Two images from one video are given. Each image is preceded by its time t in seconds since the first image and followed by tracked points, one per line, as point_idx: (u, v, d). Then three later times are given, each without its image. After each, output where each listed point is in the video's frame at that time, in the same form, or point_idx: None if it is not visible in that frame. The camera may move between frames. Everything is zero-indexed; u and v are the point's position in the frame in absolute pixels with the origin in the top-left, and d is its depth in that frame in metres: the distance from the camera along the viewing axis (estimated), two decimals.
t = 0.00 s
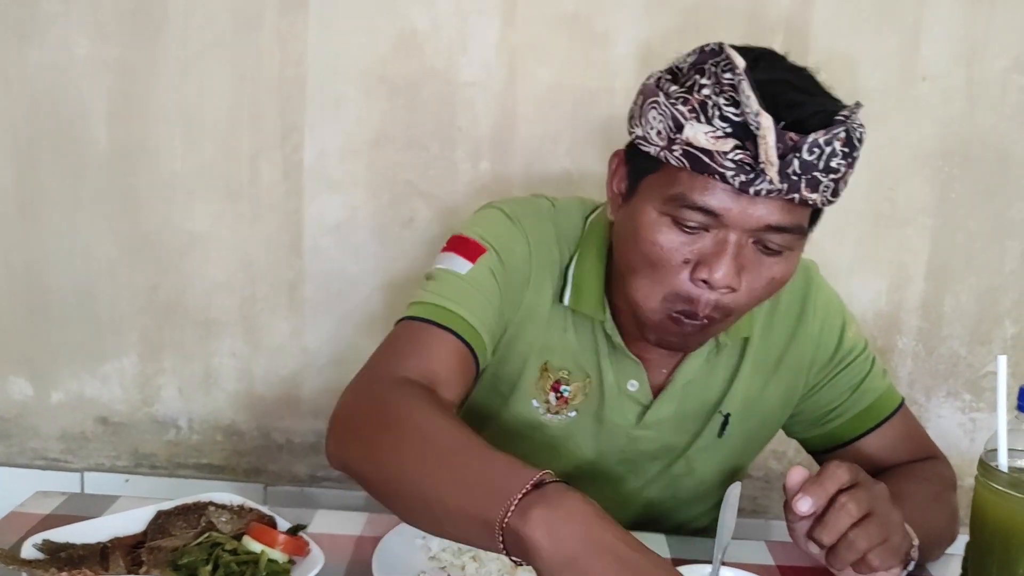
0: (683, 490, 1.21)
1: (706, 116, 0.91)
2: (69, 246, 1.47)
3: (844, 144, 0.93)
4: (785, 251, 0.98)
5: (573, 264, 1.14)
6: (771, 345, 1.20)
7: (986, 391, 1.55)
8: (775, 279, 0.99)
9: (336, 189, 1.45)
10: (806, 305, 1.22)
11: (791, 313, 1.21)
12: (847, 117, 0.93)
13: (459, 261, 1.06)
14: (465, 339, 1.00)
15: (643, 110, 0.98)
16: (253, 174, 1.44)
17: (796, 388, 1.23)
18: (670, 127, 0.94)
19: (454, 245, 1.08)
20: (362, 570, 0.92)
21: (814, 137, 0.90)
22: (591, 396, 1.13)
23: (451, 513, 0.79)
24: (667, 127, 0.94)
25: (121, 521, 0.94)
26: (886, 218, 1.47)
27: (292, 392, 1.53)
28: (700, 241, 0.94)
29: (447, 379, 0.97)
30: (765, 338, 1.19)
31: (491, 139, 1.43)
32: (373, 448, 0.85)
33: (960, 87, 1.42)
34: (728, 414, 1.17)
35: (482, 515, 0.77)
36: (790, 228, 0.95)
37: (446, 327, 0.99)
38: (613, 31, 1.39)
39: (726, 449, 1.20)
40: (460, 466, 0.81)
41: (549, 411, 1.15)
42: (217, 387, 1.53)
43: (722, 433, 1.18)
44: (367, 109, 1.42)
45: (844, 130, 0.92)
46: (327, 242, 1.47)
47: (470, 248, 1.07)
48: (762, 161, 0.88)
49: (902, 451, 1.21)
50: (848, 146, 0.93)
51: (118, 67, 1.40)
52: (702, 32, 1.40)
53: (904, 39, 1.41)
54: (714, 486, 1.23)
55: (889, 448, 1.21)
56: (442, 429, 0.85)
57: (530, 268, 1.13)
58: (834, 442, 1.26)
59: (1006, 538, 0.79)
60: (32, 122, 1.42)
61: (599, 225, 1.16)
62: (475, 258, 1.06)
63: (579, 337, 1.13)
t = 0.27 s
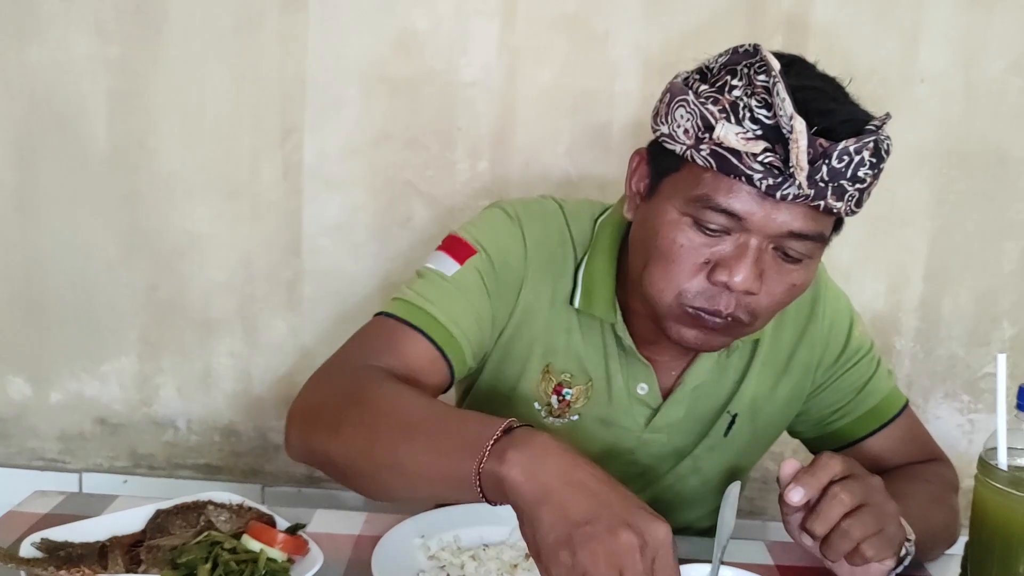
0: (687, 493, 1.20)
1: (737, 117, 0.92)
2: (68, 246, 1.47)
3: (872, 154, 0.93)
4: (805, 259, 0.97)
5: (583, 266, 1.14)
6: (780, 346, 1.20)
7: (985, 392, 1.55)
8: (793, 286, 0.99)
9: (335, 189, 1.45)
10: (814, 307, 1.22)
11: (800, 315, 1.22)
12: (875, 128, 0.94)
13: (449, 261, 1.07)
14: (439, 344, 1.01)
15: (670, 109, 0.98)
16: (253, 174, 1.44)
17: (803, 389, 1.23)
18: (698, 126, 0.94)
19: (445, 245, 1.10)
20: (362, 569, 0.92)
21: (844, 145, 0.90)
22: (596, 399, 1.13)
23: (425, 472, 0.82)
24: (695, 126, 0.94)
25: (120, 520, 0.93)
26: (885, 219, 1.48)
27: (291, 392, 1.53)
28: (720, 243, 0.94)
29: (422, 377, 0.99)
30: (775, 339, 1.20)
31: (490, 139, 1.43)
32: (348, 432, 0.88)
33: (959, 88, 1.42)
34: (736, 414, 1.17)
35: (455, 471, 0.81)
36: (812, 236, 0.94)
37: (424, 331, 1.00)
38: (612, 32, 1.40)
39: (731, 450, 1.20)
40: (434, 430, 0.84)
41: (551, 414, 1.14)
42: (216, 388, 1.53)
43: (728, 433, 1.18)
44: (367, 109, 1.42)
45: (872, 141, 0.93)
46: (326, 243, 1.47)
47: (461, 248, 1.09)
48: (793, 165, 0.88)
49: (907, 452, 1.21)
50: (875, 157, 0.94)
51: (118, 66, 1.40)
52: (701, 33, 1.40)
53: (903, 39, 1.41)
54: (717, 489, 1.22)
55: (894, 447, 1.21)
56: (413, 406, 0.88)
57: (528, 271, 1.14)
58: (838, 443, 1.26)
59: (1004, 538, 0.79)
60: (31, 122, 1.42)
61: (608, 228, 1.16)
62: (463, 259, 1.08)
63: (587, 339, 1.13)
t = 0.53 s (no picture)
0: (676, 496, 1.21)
1: (724, 124, 0.92)
2: (62, 250, 1.47)
3: (857, 161, 0.94)
4: (791, 263, 0.98)
5: (571, 269, 1.15)
6: (767, 348, 1.21)
7: (976, 395, 1.56)
8: (779, 290, 0.99)
9: (329, 193, 1.46)
10: (802, 309, 1.23)
11: (787, 317, 1.23)
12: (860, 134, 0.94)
13: (437, 270, 1.08)
14: (427, 359, 1.03)
15: (658, 116, 0.99)
16: (247, 178, 1.45)
17: (791, 392, 1.23)
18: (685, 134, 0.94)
19: (434, 254, 1.11)
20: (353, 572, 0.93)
21: (830, 151, 0.91)
22: (584, 401, 1.13)
23: (434, 484, 0.88)
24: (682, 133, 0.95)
25: (112, 524, 0.94)
26: (877, 222, 1.48)
27: (285, 395, 1.54)
28: (707, 248, 0.94)
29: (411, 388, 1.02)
30: (763, 341, 1.20)
31: (484, 144, 1.44)
32: (345, 443, 0.91)
33: (950, 92, 1.43)
34: (724, 416, 1.18)
35: (467, 482, 0.87)
36: (797, 240, 0.95)
37: (412, 344, 1.02)
38: (605, 36, 1.40)
39: (719, 452, 1.20)
40: (442, 444, 0.90)
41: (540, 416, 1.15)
42: (210, 391, 1.53)
43: (716, 435, 1.18)
44: (361, 112, 1.42)
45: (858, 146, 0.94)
46: (320, 246, 1.48)
47: (448, 256, 1.10)
48: (778, 171, 0.89)
49: (895, 455, 1.21)
50: (860, 163, 0.95)
51: (113, 70, 1.41)
52: (693, 37, 1.41)
53: (894, 44, 1.42)
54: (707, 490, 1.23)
55: (883, 450, 1.22)
56: (413, 419, 0.92)
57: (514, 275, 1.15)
58: (827, 445, 1.27)
59: (989, 540, 0.83)
60: (26, 126, 1.42)
61: (597, 231, 1.16)
62: (451, 268, 1.09)
63: (573, 342, 1.14)
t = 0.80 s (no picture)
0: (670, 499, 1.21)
1: (725, 122, 0.93)
2: (58, 254, 1.47)
3: (854, 163, 0.95)
4: (788, 263, 0.99)
5: (569, 269, 1.15)
6: (762, 350, 1.21)
7: (971, 399, 1.56)
8: (777, 289, 1.00)
9: (325, 197, 1.46)
10: (797, 311, 1.24)
11: (782, 319, 1.23)
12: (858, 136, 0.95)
13: (436, 268, 1.09)
14: (427, 355, 1.02)
15: (659, 114, 0.99)
16: (243, 182, 1.45)
17: (786, 394, 1.24)
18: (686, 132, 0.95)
19: (434, 253, 1.12)
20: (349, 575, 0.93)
21: (828, 151, 0.92)
22: (581, 400, 1.14)
23: (424, 486, 0.87)
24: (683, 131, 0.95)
25: (107, 528, 0.94)
26: (872, 226, 1.49)
27: (281, 399, 1.54)
28: (706, 245, 0.95)
29: (411, 385, 1.01)
30: (757, 342, 1.21)
31: (480, 149, 1.45)
32: (344, 443, 0.90)
33: (944, 96, 1.44)
34: (719, 417, 1.18)
35: (455, 485, 0.85)
36: (795, 240, 0.96)
37: (412, 340, 1.02)
38: (601, 41, 1.41)
39: (714, 453, 1.21)
40: (433, 445, 0.89)
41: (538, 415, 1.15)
42: (206, 395, 1.53)
43: (712, 436, 1.19)
44: (358, 117, 1.43)
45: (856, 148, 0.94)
46: (316, 251, 1.48)
47: (449, 255, 1.11)
48: (778, 169, 0.89)
49: (889, 457, 1.22)
50: (857, 165, 0.96)
51: (110, 75, 1.41)
52: (688, 42, 1.41)
53: (888, 49, 1.42)
54: (702, 493, 1.23)
55: (876, 453, 1.22)
56: (410, 418, 0.91)
57: (513, 275, 1.15)
58: (821, 448, 1.27)
59: (982, 542, 0.84)
60: (23, 130, 1.42)
61: (595, 232, 1.17)
62: (450, 267, 1.09)
63: (571, 342, 1.14)
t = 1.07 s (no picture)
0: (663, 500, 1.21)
1: (725, 124, 0.93)
2: (52, 257, 1.47)
3: (851, 167, 0.95)
4: (783, 266, 0.99)
5: (565, 270, 1.15)
6: (757, 351, 1.21)
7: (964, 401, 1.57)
8: (771, 292, 1.00)
9: (319, 200, 1.46)
10: (791, 313, 1.24)
11: (777, 320, 1.24)
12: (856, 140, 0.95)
13: (431, 268, 1.09)
14: (420, 353, 1.02)
15: (659, 115, 0.99)
16: (237, 185, 1.45)
17: (780, 395, 1.24)
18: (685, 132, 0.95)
19: (428, 252, 1.11)
20: None
21: (826, 154, 0.92)
22: (576, 400, 1.14)
23: (391, 490, 0.84)
24: (682, 132, 0.95)
25: (99, 530, 0.94)
26: (865, 228, 1.49)
27: (275, 402, 1.54)
28: (702, 245, 0.95)
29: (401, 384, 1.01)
30: (752, 344, 1.21)
31: (474, 151, 1.45)
32: (328, 444, 0.89)
33: (937, 99, 1.45)
34: (714, 418, 1.18)
35: (414, 489, 0.82)
36: (791, 242, 0.96)
37: (405, 339, 1.02)
38: (595, 44, 1.41)
39: (708, 454, 1.21)
40: (398, 447, 0.86)
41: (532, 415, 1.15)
42: (200, 398, 1.53)
43: (707, 437, 1.19)
44: (352, 120, 1.43)
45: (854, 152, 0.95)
46: (310, 253, 1.48)
47: (444, 255, 1.10)
48: (776, 171, 0.90)
49: (881, 458, 1.22)
50: (854, 169, 0.96)
51: (103, 77, 1.41)
52: (682, 45, 1.42)
53: (881, 52, 1.43)
54: (696, 494, 1.24)
55: (869, 454, 1.23)
56: (389, 417, 0.89)
57: (509, 276, 1.15)
58: (815, 449, 1.28)
59: (973, 542, 0.84)
60: (16, 133, 1.42)
61: (590, 234, 1.17)
62: (445, 266, 1.09)
63: (566, 343, 1.14)
